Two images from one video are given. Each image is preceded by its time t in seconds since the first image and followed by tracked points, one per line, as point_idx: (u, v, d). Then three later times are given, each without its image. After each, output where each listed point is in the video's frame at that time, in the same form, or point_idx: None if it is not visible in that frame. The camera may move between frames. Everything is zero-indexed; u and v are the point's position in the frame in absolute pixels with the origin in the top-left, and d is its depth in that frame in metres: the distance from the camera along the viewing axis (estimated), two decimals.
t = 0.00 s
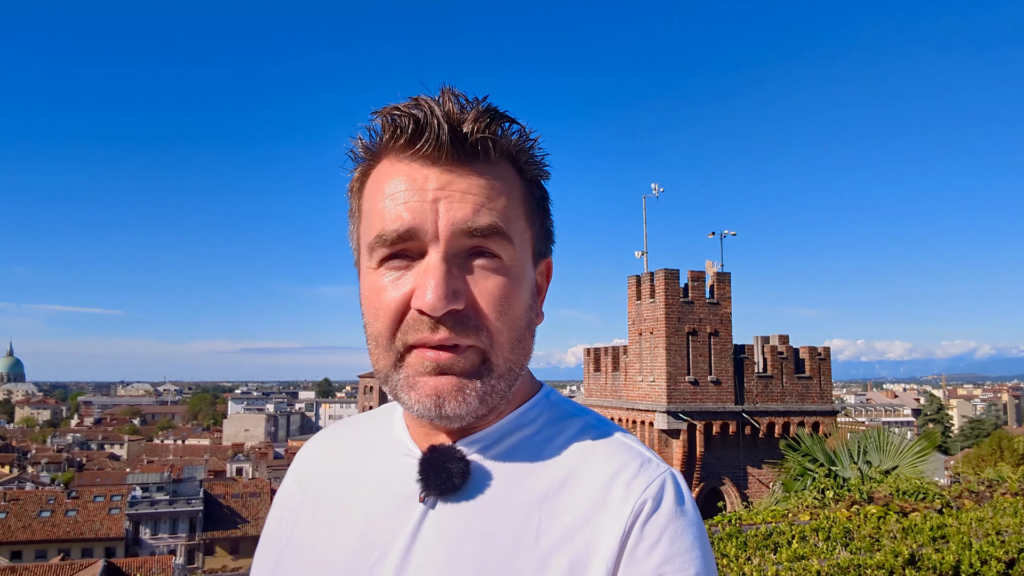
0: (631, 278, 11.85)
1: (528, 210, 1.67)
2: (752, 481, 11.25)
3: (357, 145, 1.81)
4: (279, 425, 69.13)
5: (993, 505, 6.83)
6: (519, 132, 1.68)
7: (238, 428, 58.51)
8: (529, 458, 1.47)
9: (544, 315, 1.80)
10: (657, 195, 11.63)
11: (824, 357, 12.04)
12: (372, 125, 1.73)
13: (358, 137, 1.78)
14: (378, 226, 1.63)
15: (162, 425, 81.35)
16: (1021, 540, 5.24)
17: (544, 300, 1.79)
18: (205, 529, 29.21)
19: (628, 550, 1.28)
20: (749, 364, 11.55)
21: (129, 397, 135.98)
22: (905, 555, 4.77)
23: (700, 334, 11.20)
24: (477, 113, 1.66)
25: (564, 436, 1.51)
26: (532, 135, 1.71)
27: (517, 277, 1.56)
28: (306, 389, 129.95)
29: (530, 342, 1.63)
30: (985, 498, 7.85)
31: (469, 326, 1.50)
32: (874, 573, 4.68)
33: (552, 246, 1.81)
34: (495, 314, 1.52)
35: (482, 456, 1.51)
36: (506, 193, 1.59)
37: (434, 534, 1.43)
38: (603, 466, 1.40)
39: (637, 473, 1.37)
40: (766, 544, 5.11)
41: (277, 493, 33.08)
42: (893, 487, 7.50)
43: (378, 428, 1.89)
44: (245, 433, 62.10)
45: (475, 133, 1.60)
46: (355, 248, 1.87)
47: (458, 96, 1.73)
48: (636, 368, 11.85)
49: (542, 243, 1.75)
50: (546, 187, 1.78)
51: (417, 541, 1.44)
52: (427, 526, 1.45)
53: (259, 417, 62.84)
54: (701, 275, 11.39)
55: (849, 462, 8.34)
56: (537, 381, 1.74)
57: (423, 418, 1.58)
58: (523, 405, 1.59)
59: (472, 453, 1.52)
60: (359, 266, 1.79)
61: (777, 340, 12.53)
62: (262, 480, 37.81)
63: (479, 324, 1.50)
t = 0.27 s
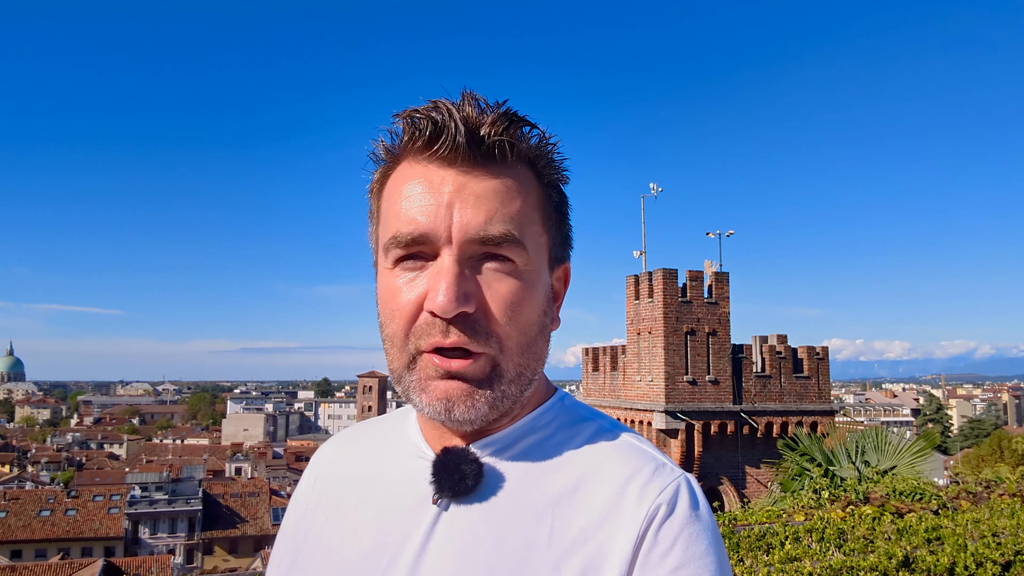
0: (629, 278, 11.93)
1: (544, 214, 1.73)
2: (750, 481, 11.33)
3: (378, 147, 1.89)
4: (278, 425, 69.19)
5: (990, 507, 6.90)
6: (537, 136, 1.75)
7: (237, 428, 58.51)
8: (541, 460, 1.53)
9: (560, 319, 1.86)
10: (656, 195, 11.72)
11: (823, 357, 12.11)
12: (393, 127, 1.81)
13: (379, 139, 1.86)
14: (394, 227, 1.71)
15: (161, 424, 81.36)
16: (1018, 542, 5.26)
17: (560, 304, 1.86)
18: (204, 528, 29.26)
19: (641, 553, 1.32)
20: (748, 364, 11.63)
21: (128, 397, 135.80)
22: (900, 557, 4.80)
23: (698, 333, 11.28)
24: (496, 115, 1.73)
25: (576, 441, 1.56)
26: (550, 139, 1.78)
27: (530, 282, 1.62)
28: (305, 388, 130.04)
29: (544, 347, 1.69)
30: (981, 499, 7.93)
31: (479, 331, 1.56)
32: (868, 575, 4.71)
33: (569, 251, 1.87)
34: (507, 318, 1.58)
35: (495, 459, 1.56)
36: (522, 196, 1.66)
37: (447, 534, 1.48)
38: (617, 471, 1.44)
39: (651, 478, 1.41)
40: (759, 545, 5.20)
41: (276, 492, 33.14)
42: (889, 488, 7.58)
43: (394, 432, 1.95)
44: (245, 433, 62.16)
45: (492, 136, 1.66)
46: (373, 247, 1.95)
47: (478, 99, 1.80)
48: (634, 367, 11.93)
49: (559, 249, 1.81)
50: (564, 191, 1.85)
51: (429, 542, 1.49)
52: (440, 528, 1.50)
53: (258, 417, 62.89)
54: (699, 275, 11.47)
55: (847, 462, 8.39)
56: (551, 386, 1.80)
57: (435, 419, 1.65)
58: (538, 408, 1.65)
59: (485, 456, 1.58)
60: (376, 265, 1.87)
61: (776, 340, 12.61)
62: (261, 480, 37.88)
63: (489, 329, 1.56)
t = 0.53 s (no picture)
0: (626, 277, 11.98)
1: (556, 218, 1.78)
2: (747, 480, 11.40)
3: (389, 148, 1.92)
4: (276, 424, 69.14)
5: (985, 507, 6.95)
6: (550, 140, 1.79)
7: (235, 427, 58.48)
8: (547, 462, 1.57)
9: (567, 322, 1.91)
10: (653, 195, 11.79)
11: (820, 356, 12.15)
12: (406, 128, 1.85)
13: (390, 140, 1.90)
14: (407, 227, 1.74)
15: (159, 424, 81.29)
16: (1012, 543, 5.32)
17: (568, 307, 1.90)
18: (201, 527, 29.23)
19: (645, 559, 1.35)
20: (745, 363, 11.68)
21: (126, 396, 135.70)
22: (893, 558, 4.83)
23: (695, 333, 11.33)
24: (509, 119, 1.77)
25: (581, 445, 1.60)
26: (562, 144, 1.83)
27: (542, 283, 1.67)
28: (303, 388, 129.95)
29: (553, 350, 1.73)
30: (977, 499, 7.97)
31: (492, 331, 1.60)
32: None
33: (577, 255, 1.92)
34: (519, 319, 1.62)
35: (501, 460, 1.61)
36: (534, 200, 1.70)
37: (449, 535, 1.52)
38: (621, 478, 1.49)
39: (654, 487, 1.45)
40: (752, 546, 5.24)
41: (273, 491, 33.14)
42: (885, 487, 7.63)
43: (397, 433, 1.99)
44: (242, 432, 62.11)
45: (507, 139, 1.71)
46: (383, 248, 1.98)
47: (491, 103, 1.84)
48: (631, 367, 11.99)
49: (569, 252, 1.86)
50: (573, 195, 1.90)
51: (432, 541, 1.53)
52: (442, 528, 1.54)
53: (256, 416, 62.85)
54: (697, 274, 11.52)
55: (844, 461, 8.45)
56: (556, 390, 1.84)
57: (444, 420, 1.69)
58: (544, 412, 1.69)
59: (490, 458, 1.62)
60: (386, 266, 1.90)
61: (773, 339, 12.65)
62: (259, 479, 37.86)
63: (502, 330, 1.60)
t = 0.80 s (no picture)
0: (625, 276, 12.00)
1: (542, 218, 1.80)
2: (745, 479, 11.41)
3: (376, 148, 1.94)
4: (275, 424, 69.14)
5: (981, 506, 6.97)
6: (535, 140, 1.82)
7: (235, 427, 58.43)
8: (532, 460, 1.59)
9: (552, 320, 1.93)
10: (652, 195, 11.81)
11: (819, 356, 12.18)
12: (393, 127, 1.86)
13: (377, 140, 1.92)
14: (395, 227, 1.75)
15: (158, 424, 81.22)
16: (1005, 541, 5.37)
17: (553, 306, 1.92)
18: (201, 527, 29.24)
19: (628, 557, 1.37)
20: (744, 363, 11.71)
21: (125, 396, 135.57)
22: (886, 557, 4.86)
23: (694, 332, 11.35)
24: (496, 119, 1.79)
25: (566, 444, 1.62)
26: (547, 143, 1.85)
27: (528, 283, 1.69)
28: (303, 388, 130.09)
29: (538, 348, 1.75)
30: (974, 498, 7.98)
31: (479, 331, 1.62)
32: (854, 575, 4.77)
33: (563, 255, 1.94)
34: (504, 319, 1.64)
35: (487, 459, 1.62)
36: (521, 200, 1.72)
37: (433, 533, 1.54)
38: (605, 476, 1.50)
39: (638, 485, 1.47)
40: (747, 545, 5.24)
41: (273, 491, 33.13)
42: (882, 487, 7.65)
43: (383, 433, 2.00)
44: (242, 432, 62.10)
45: (493, 140, 1.72)
46: (370, 249, 2.00)
47: (477, 103, 1.86)
48: (630, 366, 12.01)
49: (554, 252, 1.88)
50: (559, 195, 1.92)
51: (417, 539, 1.55)
52: (427, 526, 1.56)
53: (256, 416, 62.82)
54: (696, 273, 11.55)
55: (841, 460, 8.51)
56: (541, 389, 1.87)
57: (431, 419, 1.70)
58: (529, 411, 1.72)
59: (475, 456, 1.64)
60: (373, 267, 1.92)
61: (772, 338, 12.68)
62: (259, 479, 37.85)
63: (488, 329, 1.62)
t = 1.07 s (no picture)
0: (625, 276, 11.95)
1: (531, 219, 1.74)
2: (746, 479, 11.35)
3: (363, 151, 1.88)
4: (275, 424, 69.09)
5: (983, 506, 6.91)
6: (523, 142, 1.76)
7: (235, 427, 58.40)
8: (524, 465, 1.53)
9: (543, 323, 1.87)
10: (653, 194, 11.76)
11: (819, 355, 12.12)
12: (380, 130, 1.81)
13: (363, 144, 1.86)
14: (383, 230, 1.70)
15: (158, 424, 81.15)
16: (1009, 541, 5.30)
17: (543, 309, 1.87)
18: (201, 527, 29.18)
19: (621, 562, 1.32)
20: (745, 362, 11.65)
21: (126, 396, 135.53)
22: (889, 558, 4.79)
23: (695, 332, 11.29)
24: (483, 122, 1.74)
25: (558, 447, 1.57)
26: (534, 145, 1.80)
27: (518, 284, 1.63)
28: (303, 387, 130.11)
29: (529, 351, 1.70)
30: (975, 498, 7.92)
31: (468, 333, 1.56)
32: None
33: (553, 257, 1.89)
34: (494, 320, 1.59)
35: (479, 463, 1.57)
36: (509, 201, 1.67)
37: (424, 539, 1.48)
38: (597, 480, 1.45)
39: (630, 488, 1.41)
40: (749, 546, 5.17)
41: (273, 490, 33.07)
42: (884, 487, 7.59)
43: (374, 437, 1.95)
44: (243, 432, 62.04)
45: (480, 141, 1.67)
46: (358, 252, 1.94)
47: (465, 106, 1.81)
48: (631, 366, 11.95)
49: (543, 254, 1.83)
50: (548, 197, 1.87)
51: (408, 546, 1.49)
52: (418, 532, 1.50)
53: (256, 416, 62.76)
54: (697, 273, 11.49)
55: (843, 460, 8.45)
56: (532, 392, 1.81)
57: (421, 422, 1.64)
58: (520, 414, 1.66)
59: (467, 460, 1.58)
60: (362, 270, 1.87)
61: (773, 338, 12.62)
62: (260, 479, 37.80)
63: (478, 330, 1.57)
